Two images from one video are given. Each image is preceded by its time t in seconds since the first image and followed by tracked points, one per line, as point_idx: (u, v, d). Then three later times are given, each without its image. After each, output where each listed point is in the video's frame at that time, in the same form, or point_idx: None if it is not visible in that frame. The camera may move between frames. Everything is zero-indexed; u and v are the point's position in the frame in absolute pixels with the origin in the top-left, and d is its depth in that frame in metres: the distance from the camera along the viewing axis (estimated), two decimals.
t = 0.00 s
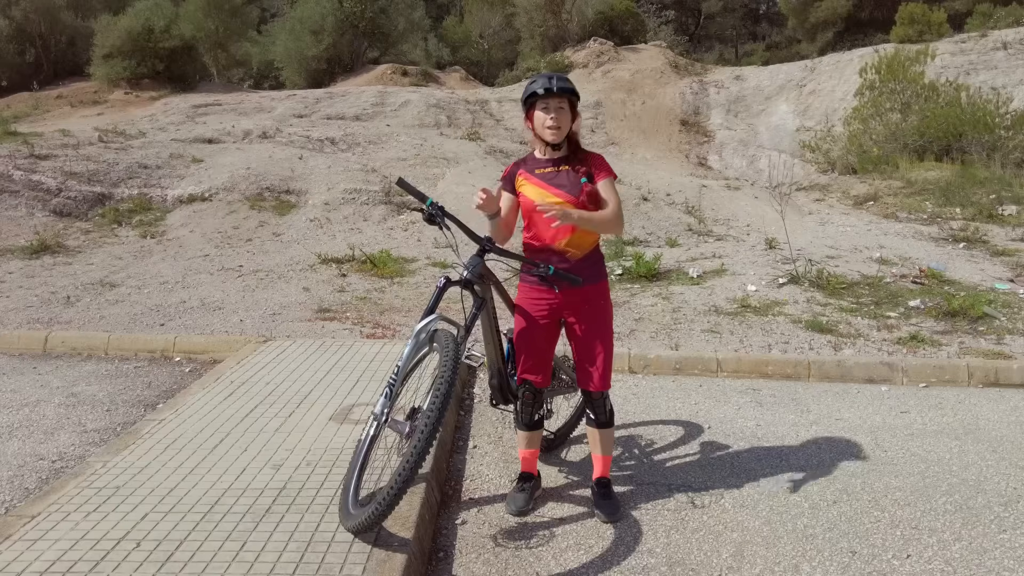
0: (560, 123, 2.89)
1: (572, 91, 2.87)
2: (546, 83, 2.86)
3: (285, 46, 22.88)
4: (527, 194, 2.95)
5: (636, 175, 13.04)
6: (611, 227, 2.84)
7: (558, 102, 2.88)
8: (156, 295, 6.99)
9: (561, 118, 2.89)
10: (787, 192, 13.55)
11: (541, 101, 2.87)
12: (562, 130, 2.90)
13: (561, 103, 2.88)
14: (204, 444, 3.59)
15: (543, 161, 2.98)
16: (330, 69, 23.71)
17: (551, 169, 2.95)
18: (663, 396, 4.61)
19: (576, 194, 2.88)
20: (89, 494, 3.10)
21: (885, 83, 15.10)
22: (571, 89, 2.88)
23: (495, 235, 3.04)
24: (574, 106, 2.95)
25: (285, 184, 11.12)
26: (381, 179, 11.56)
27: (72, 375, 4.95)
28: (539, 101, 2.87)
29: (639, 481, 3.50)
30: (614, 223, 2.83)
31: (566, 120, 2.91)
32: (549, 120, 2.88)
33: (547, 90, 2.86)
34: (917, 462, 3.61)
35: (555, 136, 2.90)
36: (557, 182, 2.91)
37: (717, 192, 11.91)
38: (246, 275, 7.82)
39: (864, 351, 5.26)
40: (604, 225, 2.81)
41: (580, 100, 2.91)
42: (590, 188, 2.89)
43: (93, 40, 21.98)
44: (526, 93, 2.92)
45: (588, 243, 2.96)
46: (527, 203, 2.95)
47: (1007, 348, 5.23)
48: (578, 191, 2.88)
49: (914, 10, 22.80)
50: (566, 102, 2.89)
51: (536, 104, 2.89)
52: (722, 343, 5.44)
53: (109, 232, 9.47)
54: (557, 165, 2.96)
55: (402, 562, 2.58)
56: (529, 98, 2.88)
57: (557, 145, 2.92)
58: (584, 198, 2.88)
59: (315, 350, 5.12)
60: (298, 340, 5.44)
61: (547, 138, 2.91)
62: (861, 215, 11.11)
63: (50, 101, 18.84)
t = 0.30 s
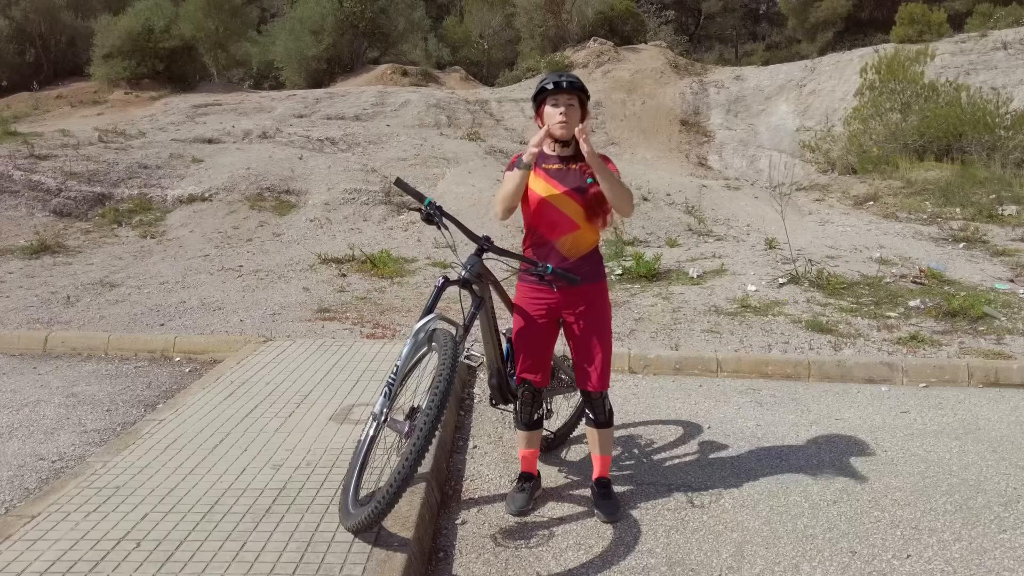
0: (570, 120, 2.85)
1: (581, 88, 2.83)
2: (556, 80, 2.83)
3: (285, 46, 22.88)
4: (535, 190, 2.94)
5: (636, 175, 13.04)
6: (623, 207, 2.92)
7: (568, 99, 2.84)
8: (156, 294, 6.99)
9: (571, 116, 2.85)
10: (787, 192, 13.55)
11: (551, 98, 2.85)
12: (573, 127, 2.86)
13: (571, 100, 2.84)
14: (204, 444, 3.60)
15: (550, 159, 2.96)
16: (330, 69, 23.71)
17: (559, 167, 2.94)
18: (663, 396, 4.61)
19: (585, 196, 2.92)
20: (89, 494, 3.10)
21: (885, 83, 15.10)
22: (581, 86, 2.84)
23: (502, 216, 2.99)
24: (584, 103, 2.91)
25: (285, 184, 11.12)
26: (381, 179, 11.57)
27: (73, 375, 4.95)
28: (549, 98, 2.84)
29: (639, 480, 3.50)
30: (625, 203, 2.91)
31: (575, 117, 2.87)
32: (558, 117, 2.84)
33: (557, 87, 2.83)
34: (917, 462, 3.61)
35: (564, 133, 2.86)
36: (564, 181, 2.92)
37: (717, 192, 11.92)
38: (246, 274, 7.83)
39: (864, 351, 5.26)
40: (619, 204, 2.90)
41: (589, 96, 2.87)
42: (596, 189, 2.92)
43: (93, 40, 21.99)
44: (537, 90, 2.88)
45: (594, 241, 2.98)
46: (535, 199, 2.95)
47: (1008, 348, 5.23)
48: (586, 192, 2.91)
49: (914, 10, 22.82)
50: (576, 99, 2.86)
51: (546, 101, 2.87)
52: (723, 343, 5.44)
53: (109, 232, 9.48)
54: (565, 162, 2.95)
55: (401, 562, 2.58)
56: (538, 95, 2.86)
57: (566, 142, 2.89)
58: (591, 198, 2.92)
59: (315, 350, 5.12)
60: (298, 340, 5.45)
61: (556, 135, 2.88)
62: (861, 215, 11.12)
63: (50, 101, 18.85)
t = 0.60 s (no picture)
0: (577, 123, 2.84)
1: (591, 91, 2.82)
2: (566, 82, 2.81)
3: (285, 46, 22.90)
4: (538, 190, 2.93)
5: (636, 175, 13.04)
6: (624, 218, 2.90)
7: (577, 102, 2.82)
8: (156, 295, 6.99)
9: (578, 119, 2.84)
10: (787, 192, 13.55)
11: (559, 100, 2.82)
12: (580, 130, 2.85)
13: (580, 103, 2.83)
14: (204, 444, 3.60)
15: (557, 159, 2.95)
16: (331, 69, 23.71)
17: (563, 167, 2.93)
18: (663, 396, 4.61)
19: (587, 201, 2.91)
20: (89, 494, 3.10)
21: (885, 83, 15.10)
22: (591, 89, 2.83)
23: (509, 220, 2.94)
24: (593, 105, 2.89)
25: (285, 184, 11.12)
26: (381, 179, 11.56)
27: (73, 375, 4.95)
28: (558, 100, 2.82)
29: (639, 480, 3.50)
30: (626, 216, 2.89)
31: (583, 120, 2.86)
32: (566, 119, 2.83)
33: (567, 90, 2.81)
34: (917, 462, 3.61)
35: (572, 136, 2.85)
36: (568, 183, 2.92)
37: (717, 192, 11.92)
38: (246, 274, 7.83)
39: (864, 351, 5.26)
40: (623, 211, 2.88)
41: (598, 99, 2.86)
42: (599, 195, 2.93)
43: (93, 40, 21.99)
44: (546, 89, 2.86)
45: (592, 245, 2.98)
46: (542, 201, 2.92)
47: (1007, 348, 5.23)
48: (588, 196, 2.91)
49: (914, 10, 22.83)
50: (585, 101, 2.84)
51: (555, 102, 2.84)
52: (722, 343, 5.44)
53: (109, 232, 9.48)
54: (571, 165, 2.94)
55: (401, 562, 2.58)
56: (547, 96, 2.84)
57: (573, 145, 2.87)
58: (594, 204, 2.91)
59: (315, 350, 5.12)
60: (298, 340, 5.45)
61: (564, 137, 2.86)
62: (861, 215, 11.12)
63: (50, 101, 18.85)
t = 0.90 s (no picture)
0: (580, 128, 2.86)
1: (595, 98, 2.84)
2: (570, 88, 2.82)
3: (285, 46, 22.90)
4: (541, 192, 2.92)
5: (636, 175, 13.04)
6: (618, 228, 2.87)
7: (580, 108, 2.85)
8: (156, 295, 6.99)
9: (581, 125, 2.86)
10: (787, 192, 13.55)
11: (563, 106, 2.84)
12: (583, 136, 2.87)
13: (583, 109, 2.85)
14: (205, 444, 3.60)
15: (560, 163, 2.95)
16: (331, 69, 23.71)
17: (566, 170, 2.93)
18: (663, 396, 4.61)
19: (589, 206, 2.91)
20: (89, 494, 3.10)
21: (885, 83, 15.10)
22: (595, 96, 2.84)
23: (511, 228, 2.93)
24: (595, 112, 2.92)
25: (285, 184, 11.12)
26: (381, 179, 11.57)
27: (73, 375, 4.95)
28: (562, 106, 2.84)
29: (639, 480, 3.50)
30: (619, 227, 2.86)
31: (586, 126, 2.88)
32: (569, 125, 2.85)
33: (570, 96, 2.82)
34: (917, 462, 3.61)
35: (575, 141, 2.87)
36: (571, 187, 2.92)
37: (717, 192, 11.92)
38: (246, 275, 7.83)
39: (864, 351, 5.26)
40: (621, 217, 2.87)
41: (601, 105, 2.88)
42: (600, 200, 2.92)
43: (93, 40, 21.99)
44: (548, 95, 2.88)
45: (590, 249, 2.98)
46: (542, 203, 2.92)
47: (1007, 348, 5.23)
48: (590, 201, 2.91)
49: (914, 10, 22.83)
50: (589, 108, 2.87)
51: (558, 108, 2.87)
52: (722, 343, 5.44)
53: (109, 232, 9.48)
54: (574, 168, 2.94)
55: (401, 562, 2.58)
56: (551, 102, 2.85)
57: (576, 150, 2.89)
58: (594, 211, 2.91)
59: (315, 350, 5.12)
60: (298, 340, 5.45)
61: (567, 142, 2.88)
62: (861, 215, 11.12)
63: (50, 101, 18.85)
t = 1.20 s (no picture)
0: (576, 122, 2.86)
1: (589, 92, 2.84)
2: (563, 83, 2.83)
3: (285, 46, 22.91)
4: (535, 189, 2.92)
5: (636, 175, 13.05)
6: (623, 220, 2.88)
7: (575, 103, 2.85)
8: (156, 294, 7.00)
9: (577, 119, 2.86)
10: (787, 192, 13.55)
11: (558, 100, 2.85)
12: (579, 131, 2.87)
13: (578, 104, 2.85)
14: (204, 444, 3.60)
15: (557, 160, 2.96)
16: (331, 69, 23.71)
17: (565, 168, 2.93)
18: (663, 396, 4.61)
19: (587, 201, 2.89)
20: (90, 493, 3.10)
21: (885, 83, 15.10)
22: (589, 90, 2.85)
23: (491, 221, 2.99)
24: (591, 107, 2.93)
25: (285, 184, 11.13)
26: (382, 179, 11.57)
27: (73, 375, 4.95)
28: (556, 101, 2.85)
29: (639, 480, 3.50)
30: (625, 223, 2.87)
31: (582, 121, 2.88)
32: (565, 120, 2.85)
33: (564, 90, 2.83)
34: (917, 462, 3.61)
35: (572, 135, 2.86)
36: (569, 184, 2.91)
37: (717, 192, 11.93)
38: (246, 275, 7.83)
39: (864, 351, 5.26)
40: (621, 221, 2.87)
41: (596, 98, 2.88)
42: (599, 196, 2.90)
43: (93, 40, 22.00)
44: (543, 91, 2.90)
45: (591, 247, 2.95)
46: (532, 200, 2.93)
47: (1007, 348, 5.23)
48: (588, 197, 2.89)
49: (914, 10, 22.86)
50: (584, 102, 2.87)
51: (553, 104, 2.88)
52: (722, 343, 5.44)
53: (109, 232, 9.48)
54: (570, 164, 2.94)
55: (401, 563, 2.58)
56: (545, 98, 2.87)
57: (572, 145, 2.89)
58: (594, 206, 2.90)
59: (315, 350, 5.12)
60: (298, 340, 5.45)
61: (563, 138, 2.88)
62: (861, 215, 11.13)
63: (50, 101, 18.85)
